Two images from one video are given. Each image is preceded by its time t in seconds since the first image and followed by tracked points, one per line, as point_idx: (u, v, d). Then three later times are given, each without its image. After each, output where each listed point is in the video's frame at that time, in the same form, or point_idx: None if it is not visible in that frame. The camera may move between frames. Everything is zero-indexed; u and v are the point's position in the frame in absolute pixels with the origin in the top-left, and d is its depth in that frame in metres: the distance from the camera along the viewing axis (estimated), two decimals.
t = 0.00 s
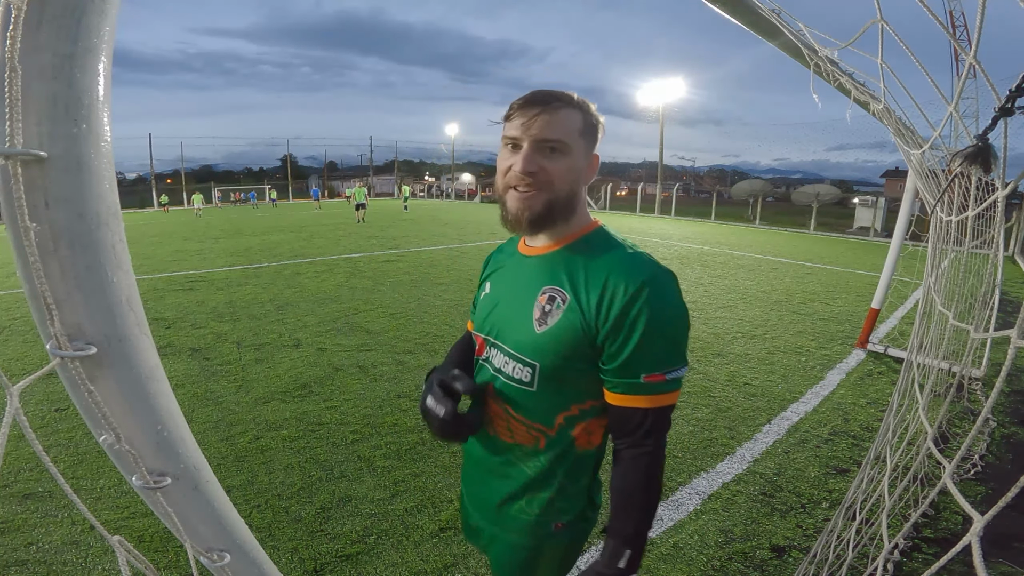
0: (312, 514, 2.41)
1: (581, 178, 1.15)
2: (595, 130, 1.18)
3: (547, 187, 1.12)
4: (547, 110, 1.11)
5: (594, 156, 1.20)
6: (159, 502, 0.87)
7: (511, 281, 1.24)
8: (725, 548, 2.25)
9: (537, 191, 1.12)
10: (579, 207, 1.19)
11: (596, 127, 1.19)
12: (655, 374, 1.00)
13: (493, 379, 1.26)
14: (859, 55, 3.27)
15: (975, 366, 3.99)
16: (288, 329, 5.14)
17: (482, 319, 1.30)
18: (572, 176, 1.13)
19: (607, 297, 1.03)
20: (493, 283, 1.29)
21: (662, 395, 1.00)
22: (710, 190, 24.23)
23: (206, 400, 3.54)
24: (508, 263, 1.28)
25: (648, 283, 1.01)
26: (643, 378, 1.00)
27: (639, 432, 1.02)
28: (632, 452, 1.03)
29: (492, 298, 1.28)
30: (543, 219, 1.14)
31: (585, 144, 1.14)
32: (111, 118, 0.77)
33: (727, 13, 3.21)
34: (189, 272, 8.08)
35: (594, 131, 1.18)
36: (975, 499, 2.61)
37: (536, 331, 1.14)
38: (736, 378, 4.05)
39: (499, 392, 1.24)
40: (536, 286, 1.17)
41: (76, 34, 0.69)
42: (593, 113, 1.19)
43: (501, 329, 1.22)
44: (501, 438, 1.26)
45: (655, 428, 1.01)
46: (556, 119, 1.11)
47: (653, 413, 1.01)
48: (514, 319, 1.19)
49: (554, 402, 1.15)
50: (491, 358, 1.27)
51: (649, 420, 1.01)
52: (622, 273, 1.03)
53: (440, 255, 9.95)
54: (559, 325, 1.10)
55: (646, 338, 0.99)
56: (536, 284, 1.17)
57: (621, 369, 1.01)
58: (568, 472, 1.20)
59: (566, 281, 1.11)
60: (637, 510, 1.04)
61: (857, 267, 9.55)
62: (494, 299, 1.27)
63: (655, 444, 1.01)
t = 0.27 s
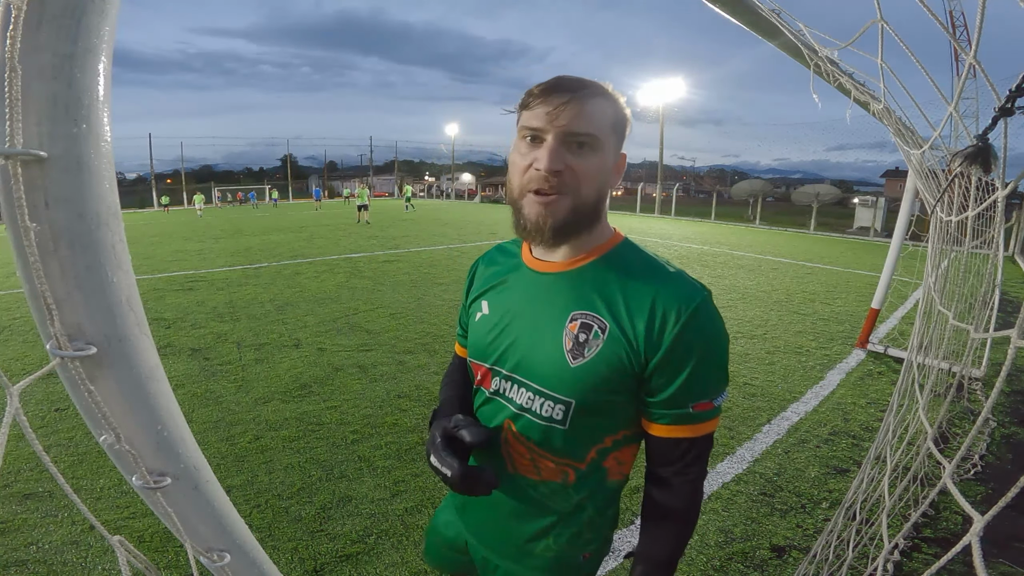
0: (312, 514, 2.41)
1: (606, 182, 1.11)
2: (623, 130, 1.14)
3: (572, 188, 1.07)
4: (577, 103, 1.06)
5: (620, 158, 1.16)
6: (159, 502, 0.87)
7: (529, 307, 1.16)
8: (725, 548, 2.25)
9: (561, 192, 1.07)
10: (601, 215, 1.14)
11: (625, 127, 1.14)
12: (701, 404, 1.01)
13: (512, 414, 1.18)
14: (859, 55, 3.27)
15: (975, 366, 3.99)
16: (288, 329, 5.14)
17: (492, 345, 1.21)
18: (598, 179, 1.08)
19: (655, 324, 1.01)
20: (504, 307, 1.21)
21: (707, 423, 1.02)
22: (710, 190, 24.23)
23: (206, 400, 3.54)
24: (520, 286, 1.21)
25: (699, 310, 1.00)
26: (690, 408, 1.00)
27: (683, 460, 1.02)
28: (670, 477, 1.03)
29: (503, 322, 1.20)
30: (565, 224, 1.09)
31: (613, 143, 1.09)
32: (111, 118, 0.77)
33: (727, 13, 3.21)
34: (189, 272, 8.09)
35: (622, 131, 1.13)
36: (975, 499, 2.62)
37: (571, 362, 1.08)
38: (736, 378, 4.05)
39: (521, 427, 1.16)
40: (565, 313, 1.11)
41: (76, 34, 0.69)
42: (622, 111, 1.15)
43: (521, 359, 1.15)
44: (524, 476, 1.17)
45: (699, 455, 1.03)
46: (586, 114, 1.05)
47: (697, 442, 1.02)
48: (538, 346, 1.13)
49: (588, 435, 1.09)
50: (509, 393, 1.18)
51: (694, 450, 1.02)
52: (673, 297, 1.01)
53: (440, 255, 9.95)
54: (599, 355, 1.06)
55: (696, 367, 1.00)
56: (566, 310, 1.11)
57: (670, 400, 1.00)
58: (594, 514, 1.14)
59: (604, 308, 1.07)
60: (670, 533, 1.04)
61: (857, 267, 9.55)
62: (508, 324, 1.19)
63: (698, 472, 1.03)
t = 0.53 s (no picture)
0: (312, 514, 2.41)
1: (614, 183, 1.09)
2: (631, 129, 1.13)
3: (579, 189, 1.05)
4: (586, 100, 1.05)
5: (629, 159, 1.15)
6: (159, 502, 0.87)
7: (535, 324, 1.16)
8: (725, 548, 2.25)
9: (569, 192, 1.05)
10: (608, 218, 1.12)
11: (633, 126, 1.13)
12: (713, 424, 1.01)
13: (516, 436, 1.17)
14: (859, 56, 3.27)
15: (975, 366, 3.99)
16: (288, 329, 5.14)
17: (495, 362, 1.20)
18: (607, 179, 1.06)
19: (672, 340, 1.00)
20: (508, 323, 1.19)
21: (716, 445, 1.02)
22: (710, 190, 24.24)
23: (206, 400, 3.54)
24: (524, 301, 1.19)
25: (717, 324, 1.00)
26: (700, 428, 1.00)
27: (688, 482, 1.01)
28: (677, 496, 1.02)
29: (507, 340, 1.18)
30: (572, 226, 1.07)
31: (623, 141, 1.08)
32: (111, 118, 0.77)
33: (728, 13, 3.21)
34: (189, 272, 8.09)
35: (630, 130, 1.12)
36: (975, 499, 2.62)
37: (582, 382, 1.08)
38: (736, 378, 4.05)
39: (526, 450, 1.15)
40: (574, 330, 1.11)
41: (76, 34, 0.69)
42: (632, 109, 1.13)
43: (529, 377, 1.14)
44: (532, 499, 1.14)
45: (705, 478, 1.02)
46: (595, 111, 1.04)
47: (705, 464, 1.01)
48: (547, 364, 1.12)
49: (597, 455, 1.09)
50: (510, 414, 1.17)
51: (699, 472, 1.01)
52: (690, 310, 1.01)
53: (440, 255, 9.95)
54: (611, 374, 1.05)
55: (711, 384, 0.99)
56: (575, 328, 1.11)
57: (681, 417, 1.00)
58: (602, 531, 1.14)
59: (616, 324, 1.07)
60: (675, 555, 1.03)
61: (857, 267, 9.55)
62: (513, 341, 1.17)
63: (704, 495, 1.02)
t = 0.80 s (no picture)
0: (312, 514, 2.41)
1: (605, 182, 1.08)
2: (621, 127, 1.12)
3: (570, 189, 1.04)
4: (574, 97, 1.04)
5: (620, 158, 1.14)
6: (159, 502, 0.88)
7: (529, 333, 1.15)
8: (725, 548, 2.25)
9: (559, 193, 1.04)
10: (600, 218, 1.12)
11: (624, 123, 1.12)
12: (713, 430, 1.03)
13: (512, 448, 1.17)
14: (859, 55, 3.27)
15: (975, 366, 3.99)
16: (288, 329, 5.14)
17: (490, 370, 1.19)
18: (597, 179, 1.06)
19: (671, 347, 1.01)
20: (502, 331, 1.19)
21: (714, 451, 1.04)
22: (710, 190, 24.24)
23: (206, 400, 3.54)
24: (518, 309, 1.19)
25: (717, 329, 1.00)
26: (700, 434, 1.02)
27: (684, 486, 1.04)
28: (672, 498, 1.05)
29: (501, 348, 1.18)
30: (563, 227, 1.06)
31: (613, 139, 1.08)
32: (112, 119, 0.77)
33: (727, 13, 3.21)
34: (189, 272, 8.09)
35: (620, 127, 1.11)
36: (975, 499, 2.62)
37: (578, 392, 1.08)
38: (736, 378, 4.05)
39: (523, 461, 1.15)
40: (569, 339, 1.11)
41: (76, 35, 0.69)
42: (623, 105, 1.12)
43: (524, 385, 1.14)
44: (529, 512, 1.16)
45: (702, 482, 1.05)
46: (584, 109, 1.03)
47: (702, 469, 1.04)
48: (541, 372, 1.12)
49: (596, 464, 1.09)
50: (506, 427, 1.17)
51: (696, 476, 1.03)
52: (689, 315, 1.01)
53: (440, 255, 9.95)
54: (609, 382, 1.05)
55: (711, 389, 1.00)
56: (569, 336, 1.11)
57: (680, 425, 1.01)
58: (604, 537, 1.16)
59: (613, 331, 1.07)
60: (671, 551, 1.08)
61: (857, 267, 9.55)
62: (508, 350, 1.17)
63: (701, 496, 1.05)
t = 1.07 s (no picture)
0: (312, 514, 2.41)
1: (596, 179, 1.08)
2: (612, 122, 1.11)
3: (559, 186, 1.04)
4: (561, 94, 1.04)
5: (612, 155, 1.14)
6: (159, 502, 0.88)
7: (517, 336, 1.16)
8: (725, 548, 2.25)
9: (549, 190, 1.04)
10: (592, 215, 1.12)
11: (614, 118, 1.12)
12: (711, 437, 1.01)
13: (503, 451, 1.17)
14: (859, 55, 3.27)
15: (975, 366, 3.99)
16: (287, 329, 5.14)
17: (481, 372, 1.20)
18: (587, 176, 1.05)
19: (661, 352, 1.00)
20: (492, 333, 1.20)
21: (710, 459, 1.03)
22: (710, 190, 24.26)
23: (205, 400, 3.54)
24: (508, 312, 1.19)
25: (711, 334, 0.98)
26: (694, 441, 1.01)
27: (681, 494, 1.03)
28: (670, 505, 1.04)
29: (491, 350, 1.19)
30: (554, 225, 1.06)
31: (603, 136, 1.07)
32: (111, 119, 0.77)
33: (727, 13, 3.21)
34: (189, 272, 8.09)
35: (611, 123, 1.11)
36: (975, 499, 2.62)
37: (566, 397, 1.08)
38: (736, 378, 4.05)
39: (513, 465, 1.16)
40: (558, 342, 1.11)
41: (76, 35, 0.69)
42: (613, 100, 1.12)
43: (513, 387, 1.14)
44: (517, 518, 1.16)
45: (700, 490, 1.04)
46: (572, 105, 1.03)
47: (700, 477, 1.02)
48: (530, 375, 1.12)
49: (587, 470, 1.09)
50: (496, 430, 1.18)
51: (694, 483, 1.02)
52: (681, 320, 0.99)
53: (440, 255, 9.95)
54: (597, 388, 1.05)
55: (703, 396, 0.99)
56: (557, 340, 1.11)
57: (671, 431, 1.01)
58: (599, 544, 1.15)
59: (602, 335, 1.06)
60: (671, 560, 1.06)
61: (857, 267, 9.55)
62: (498, 352, 1.18)
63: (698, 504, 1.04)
